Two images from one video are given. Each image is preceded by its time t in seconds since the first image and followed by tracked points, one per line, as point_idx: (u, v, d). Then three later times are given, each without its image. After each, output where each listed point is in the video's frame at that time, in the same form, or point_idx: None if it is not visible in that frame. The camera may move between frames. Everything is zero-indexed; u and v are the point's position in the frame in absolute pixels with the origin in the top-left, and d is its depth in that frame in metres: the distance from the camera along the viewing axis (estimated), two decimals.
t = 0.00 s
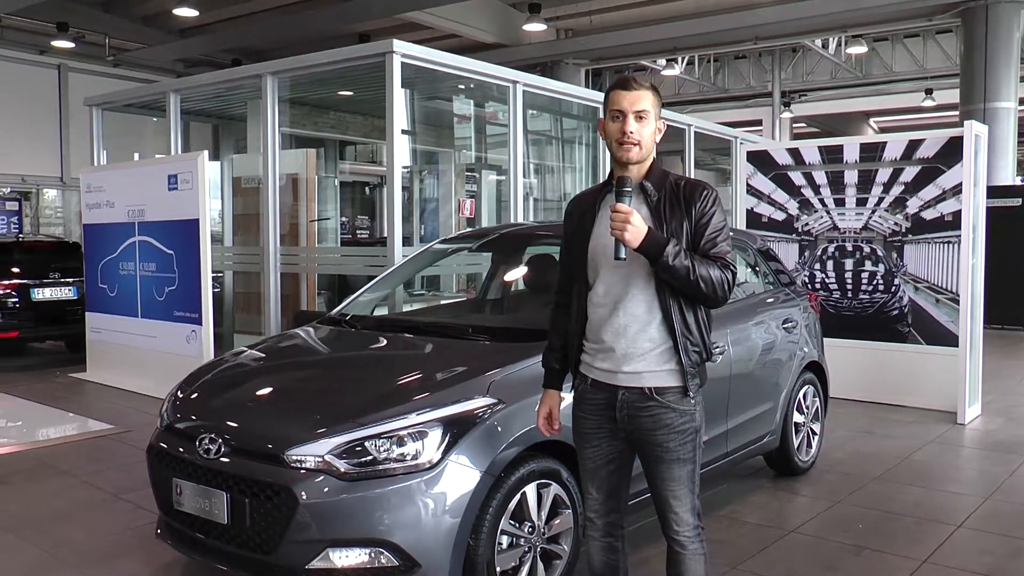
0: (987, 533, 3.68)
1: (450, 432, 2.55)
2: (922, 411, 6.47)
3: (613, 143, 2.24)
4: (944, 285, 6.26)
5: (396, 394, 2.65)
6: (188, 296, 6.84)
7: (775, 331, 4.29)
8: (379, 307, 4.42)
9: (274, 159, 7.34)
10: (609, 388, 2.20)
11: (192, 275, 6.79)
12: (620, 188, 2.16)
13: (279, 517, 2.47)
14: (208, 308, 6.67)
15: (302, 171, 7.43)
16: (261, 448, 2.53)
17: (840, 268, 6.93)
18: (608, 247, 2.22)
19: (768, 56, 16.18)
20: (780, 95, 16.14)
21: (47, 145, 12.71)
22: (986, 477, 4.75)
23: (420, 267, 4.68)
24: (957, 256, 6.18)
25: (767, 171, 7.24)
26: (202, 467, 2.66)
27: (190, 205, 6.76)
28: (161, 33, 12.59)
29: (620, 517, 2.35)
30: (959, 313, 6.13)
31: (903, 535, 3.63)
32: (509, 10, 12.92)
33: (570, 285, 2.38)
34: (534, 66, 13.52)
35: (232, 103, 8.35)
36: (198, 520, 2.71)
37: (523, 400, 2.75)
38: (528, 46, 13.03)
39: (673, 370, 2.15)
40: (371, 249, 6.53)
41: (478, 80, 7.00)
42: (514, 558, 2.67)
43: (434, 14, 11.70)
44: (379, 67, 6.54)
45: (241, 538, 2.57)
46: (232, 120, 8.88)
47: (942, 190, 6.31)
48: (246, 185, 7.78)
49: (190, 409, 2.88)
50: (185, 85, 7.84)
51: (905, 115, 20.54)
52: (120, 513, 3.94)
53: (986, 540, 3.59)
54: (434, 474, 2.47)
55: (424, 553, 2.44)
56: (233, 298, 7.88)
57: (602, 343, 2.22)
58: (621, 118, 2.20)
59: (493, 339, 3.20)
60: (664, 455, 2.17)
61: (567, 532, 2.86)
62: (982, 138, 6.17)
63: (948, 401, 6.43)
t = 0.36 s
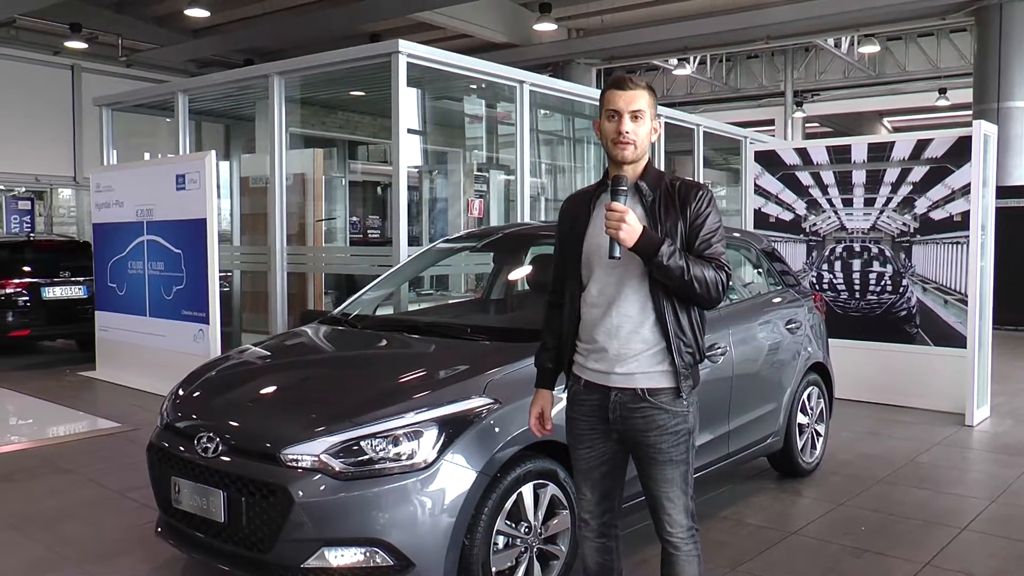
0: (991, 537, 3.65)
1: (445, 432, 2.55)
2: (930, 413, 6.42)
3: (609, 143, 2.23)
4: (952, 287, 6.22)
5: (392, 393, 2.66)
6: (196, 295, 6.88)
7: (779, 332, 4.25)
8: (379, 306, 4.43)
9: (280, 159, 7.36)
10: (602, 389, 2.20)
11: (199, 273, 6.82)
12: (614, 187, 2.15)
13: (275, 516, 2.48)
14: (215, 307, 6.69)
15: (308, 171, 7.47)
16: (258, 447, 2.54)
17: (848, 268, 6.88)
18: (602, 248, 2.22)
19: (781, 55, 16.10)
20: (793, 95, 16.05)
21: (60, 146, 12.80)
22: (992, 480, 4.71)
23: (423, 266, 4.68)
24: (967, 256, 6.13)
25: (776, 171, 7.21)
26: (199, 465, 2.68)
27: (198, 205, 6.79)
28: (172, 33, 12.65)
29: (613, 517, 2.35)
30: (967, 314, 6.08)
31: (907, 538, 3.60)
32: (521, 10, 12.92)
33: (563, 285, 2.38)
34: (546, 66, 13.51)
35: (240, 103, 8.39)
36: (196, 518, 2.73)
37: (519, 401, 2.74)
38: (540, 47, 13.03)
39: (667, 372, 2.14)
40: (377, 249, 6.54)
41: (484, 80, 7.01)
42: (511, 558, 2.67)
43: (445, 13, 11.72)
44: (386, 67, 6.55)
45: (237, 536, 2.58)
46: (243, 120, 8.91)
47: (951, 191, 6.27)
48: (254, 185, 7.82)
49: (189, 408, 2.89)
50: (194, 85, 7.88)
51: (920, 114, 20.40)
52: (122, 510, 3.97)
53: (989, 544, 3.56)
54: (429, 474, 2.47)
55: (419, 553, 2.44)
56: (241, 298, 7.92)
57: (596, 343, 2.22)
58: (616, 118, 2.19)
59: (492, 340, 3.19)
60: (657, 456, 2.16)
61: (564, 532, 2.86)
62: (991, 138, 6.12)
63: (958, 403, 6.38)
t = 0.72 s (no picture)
0: (994, 541, 3.62)
1: (442, 431, 2.55)
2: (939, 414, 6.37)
3: (604, 143, 2.22)
4: (961, 287, 6.18)
5: (389, 392, 2.66)
6: (203, 295, 6.91)
7: (783, 333, 4.22)
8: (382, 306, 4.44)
9: (287, 159, 7.39)
10: (597, 389, 2.19)
11: (207, 273, 6.85)
12: (608, 186, 2.15)
13: (271, 515, 2.49)
14: (222, 307, 6.73)
15: (314, 171, 7.49)
16: (254, 446, 2.55)
17: (856, 268, 6.84)
18: (596, 248, 2.21)
19: (793, 55, 16.03)
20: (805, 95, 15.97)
21: (72, 146, 12.89)
22: (999, 482, 4.67)
23: (427, 266, 4.68)
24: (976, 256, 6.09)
25: (784, 171, 7.18)
26: (198, 464, 2.69)
27: (205, 205, 6.82)
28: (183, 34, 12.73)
29: (609, 518, 2.34)
30: (976, 315, 6.04)
31: (909, 541, 3.58)
32: (532, 10, 12.92)
33: (558, 285, 2.37)
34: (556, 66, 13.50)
35: (249, 104, 8.42)
36: (194, 517, 2.74)
37: (516, 401, 2.74)
38: (550, 47, 13.02)
39: (661, 373, 2.14)
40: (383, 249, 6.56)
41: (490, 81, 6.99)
42: (507, 559, 2.67)
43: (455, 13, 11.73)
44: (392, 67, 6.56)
45: (234, 535, 2.60)
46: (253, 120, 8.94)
47: (960, 190, 6.23)
48: (261, 185, 7.85)
49: (189, 407, 2.91)
50: (203, 86, 7.92)
51: (934, 114, 20.26)
52: (126, 509, 3.99)
53: (992, 547, 3.53)
54: (425, 474, 2.47)
55: (414, 553, 2.45)
56: (249, 297, 7.96)
57: (590, 344, 2.21)
58: (611, 117, 2.18)
59: (492, 340, 3.19)
60: (650, 457, 2.16)
61: (562, 533, 2.86)
62: (1000, 137, 6.08)
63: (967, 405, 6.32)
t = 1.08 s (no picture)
0: (998, 544, 3.58)
1: (438, 432, 2.55)
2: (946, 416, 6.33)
3: (597, 142, 2.21)
4: (970, 288, 6.13)
5: (385, 393, 2.66)
6: (210, 295, 6.94)
7: (787, 333, 4.19)
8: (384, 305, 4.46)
9: (293, 159, 7.41)
10: (591, 391, 2.18)
11: (213, 273, 6.87)
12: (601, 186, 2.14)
13: (267, 515, 2.49)
14: (228, 307, 6.75)
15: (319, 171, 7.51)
16: (251, 446, 2.55)
17: (862, 269, 6.80)
18: (590, 248, 2.21)
19: (804, 55, 15.96)
20: (816, 94, 15.89)
21: (82, 147, 12.95)
22: (1006, 485, 4.62)
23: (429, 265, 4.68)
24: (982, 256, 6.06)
25: (791, 171, 7.14)
26: (195, 465, 2.70)
27: (211, 205, 6.85)
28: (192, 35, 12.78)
29: (605, 520, 2.33)
30: (984, 316, 5.99)
31: (912, 544, 3.55)
32: (541, 11, 12.91)
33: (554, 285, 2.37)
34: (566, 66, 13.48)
35: (257, 104, 8.44)
36: (192, 517, 2.75)
37: (513, 402, 2.73)
38: (559, 47, 13.01)
39: (655, 374, 2.13)
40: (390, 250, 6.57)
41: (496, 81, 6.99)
42: (504, 560, 2.68)
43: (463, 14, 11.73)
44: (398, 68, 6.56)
45: (230, 535, 2.60)
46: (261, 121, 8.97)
47: (967, 190, 6.18)
48: (267, 185, 7.87)
49: (187, 407, 2.92)
50: (210, 87, 7.95)
51: (947, 113, 20.13)
52: (128, 509, 4.00)
53: (996, 551, 3.49)
54: (420, 474, 2.47)
55: (409, 554, 2.44)
56: (255, 298, 7.98)
57: (585, 345, 2.20)
58: (604, 116, 2.17)
59: (491, 341, 3.18)
60: (644, 459, 2.15)
61: (559, 534, 2.87)
62: (1008, 137, 6.03)
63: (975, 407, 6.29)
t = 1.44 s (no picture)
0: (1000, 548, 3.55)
1: (433, 433, 2.54)
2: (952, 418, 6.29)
3: (589, 143, 2.21)
4: (977, 290, 6.10)
5: (380, 394, 2.66)
6: (215, 295, 6.96)
7: (789, 335, 4.17)
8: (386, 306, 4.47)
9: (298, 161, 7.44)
10: (584, 393, 2.18)
11: (218, 274, 6.90)
12: (593, 186, 2.14)
13: (261, 516, 2.49)
14: (233, 308, 6.77)
15: (324, 172, 7.52)
16: (246, 448, 2.56)
17: (868, 270, 6.76)
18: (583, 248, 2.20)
19: (813, 55, 15.89)
20: (825, 95, 15.82)
21: (92, 149, 13.02)
22: (1010, 488, 4.58)
23: (431, 265, 4.68)
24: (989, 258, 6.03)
25: (796, 172, 7.11)
26: (191, 466, 2.71)
27: (217, 207, 6.87)
28: (200, 37, 12.84)
29: (599, 523, 2.32)
30: (990, 318, 5.95)
31: (913, 548, 3.52)
32: (548, 12, 12.90)
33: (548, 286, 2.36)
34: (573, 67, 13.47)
35: (264, 106, 8.47)
36: (189, 518, 2.76)
37: (509, 403, 2.73)
38: (566, 48, 13.01)
39: (647, 376, 2.12)
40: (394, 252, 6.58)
41: (500, 83, 6.99)
42: (499, 562, 2.67)
43: (470, 15, 11.74)
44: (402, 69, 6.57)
45: (226, 536, 2.61)
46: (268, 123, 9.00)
47: (974, 191, 6.15)
48: (273, 187, 7.90)
49: (185, 408, 2.93)
50: (216, 89, 7.99)
51: (958, 113, 20.00)
52: (128, 509, 4.02)
53: (997, 555, 3.46)
54: (415, 476, 2.47)
55: (402, 556, 2.44)
56: (261, 299, 8.00)
57: (578, 345, 2.20)
58: (595, 117, 2.17)
59: (489, 343, 3.17)
60: (636, 462, 2.14)
61: (556, 537, 2.87)
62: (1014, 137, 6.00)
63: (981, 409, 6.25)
